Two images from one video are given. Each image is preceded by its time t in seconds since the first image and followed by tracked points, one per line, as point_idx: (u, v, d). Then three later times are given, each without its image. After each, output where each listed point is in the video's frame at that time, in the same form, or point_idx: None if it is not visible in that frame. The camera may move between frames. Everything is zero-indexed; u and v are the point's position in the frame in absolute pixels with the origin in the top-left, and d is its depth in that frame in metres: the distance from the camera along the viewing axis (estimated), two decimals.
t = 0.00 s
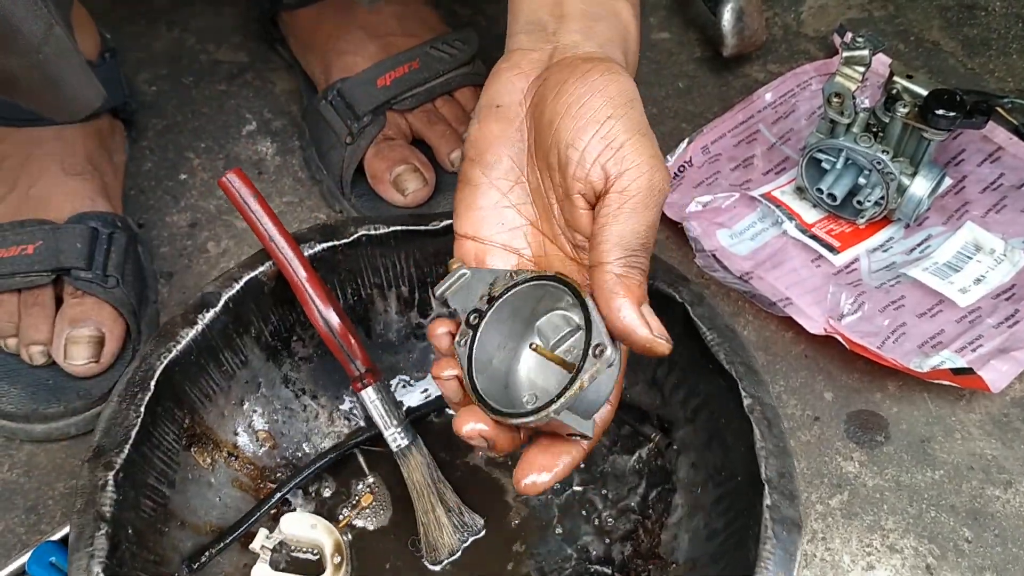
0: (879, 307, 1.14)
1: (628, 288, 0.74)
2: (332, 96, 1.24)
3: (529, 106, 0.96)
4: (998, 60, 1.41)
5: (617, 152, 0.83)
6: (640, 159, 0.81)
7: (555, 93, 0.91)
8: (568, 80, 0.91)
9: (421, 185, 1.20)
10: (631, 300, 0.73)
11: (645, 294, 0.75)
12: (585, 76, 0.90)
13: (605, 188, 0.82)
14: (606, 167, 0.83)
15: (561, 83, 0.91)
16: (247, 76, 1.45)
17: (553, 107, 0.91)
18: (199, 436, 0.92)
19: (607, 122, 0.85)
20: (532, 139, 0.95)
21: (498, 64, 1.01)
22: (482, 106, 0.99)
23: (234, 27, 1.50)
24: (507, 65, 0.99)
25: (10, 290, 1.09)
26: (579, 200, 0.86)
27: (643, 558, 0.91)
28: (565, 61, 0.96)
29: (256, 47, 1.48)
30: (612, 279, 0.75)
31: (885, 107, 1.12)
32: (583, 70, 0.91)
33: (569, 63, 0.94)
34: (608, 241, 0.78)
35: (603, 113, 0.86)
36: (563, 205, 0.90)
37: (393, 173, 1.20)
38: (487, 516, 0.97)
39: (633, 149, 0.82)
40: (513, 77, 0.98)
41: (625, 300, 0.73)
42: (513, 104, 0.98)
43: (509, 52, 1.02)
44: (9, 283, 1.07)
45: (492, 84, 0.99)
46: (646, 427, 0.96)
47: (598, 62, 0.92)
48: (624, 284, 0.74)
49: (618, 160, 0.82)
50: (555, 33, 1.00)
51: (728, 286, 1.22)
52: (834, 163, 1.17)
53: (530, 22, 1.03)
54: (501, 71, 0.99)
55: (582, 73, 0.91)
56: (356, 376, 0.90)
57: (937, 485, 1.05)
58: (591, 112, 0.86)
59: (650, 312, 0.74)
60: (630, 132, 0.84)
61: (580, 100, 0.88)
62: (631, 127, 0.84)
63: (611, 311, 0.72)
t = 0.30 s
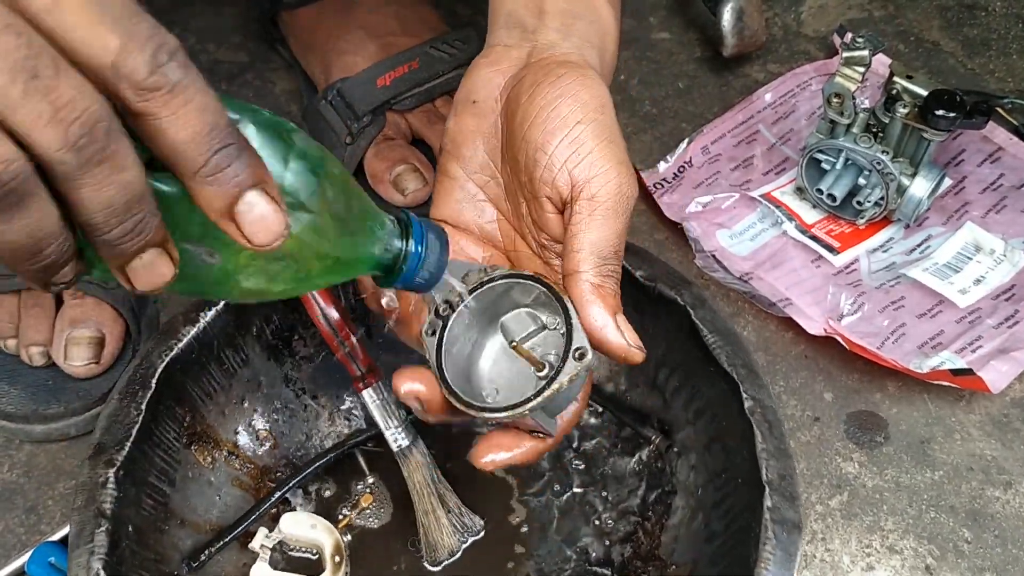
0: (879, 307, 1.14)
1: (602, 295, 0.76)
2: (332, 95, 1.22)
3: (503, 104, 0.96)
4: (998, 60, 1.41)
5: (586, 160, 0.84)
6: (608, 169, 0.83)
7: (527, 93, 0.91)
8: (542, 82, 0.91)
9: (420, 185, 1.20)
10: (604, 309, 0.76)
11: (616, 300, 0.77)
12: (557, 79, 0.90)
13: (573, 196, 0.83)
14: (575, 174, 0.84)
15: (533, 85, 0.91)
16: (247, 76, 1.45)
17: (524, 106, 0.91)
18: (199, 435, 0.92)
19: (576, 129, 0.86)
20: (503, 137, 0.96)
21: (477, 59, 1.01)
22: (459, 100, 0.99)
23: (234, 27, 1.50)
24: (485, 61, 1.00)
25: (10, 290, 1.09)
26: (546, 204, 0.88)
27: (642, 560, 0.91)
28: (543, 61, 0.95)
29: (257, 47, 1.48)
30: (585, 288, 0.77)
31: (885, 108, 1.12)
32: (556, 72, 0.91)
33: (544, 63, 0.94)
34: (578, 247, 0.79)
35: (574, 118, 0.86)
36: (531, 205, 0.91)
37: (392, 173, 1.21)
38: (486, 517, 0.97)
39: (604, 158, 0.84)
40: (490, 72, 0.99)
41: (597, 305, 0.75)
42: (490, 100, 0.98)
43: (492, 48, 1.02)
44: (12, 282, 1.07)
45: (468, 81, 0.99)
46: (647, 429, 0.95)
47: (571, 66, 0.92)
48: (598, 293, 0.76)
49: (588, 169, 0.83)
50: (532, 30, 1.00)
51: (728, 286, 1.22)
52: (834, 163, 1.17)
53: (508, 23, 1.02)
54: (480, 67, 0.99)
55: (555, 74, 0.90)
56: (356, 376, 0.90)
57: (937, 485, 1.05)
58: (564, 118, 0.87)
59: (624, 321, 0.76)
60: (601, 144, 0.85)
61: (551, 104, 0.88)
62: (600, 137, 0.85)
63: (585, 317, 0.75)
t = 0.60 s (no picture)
0: (879, 307, 1.14)
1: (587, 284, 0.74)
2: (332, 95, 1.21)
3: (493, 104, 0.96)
4: (999, 60, 1.41)
5: (578, 158, 0.84)
6: (599, 166, 0.82)
7: (516, 95, 0.91)
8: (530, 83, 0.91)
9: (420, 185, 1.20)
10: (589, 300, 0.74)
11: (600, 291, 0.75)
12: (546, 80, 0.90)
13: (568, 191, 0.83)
14: (569, 172, 0.83)
15: (520, 87, 0.92)
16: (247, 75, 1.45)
17: (514, 108, 0.91)
18: (199, 436, 0.92)
19: (568, 127, 0.85)
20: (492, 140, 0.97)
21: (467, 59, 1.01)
22: (449, 100, 1.00)
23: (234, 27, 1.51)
24: (473, 60, 1.00)
25: (10, 290, 1.09)
26: (540, 204, 0.88)
27: (642, 557, 0.90)
28: (531, 62, 0.95)
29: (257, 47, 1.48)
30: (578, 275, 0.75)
31: (885, 108, 1.12)
32: (545, 73, 0.91)
33: (531, 65, 0.94)
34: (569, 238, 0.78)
35: (565, 116, 0.86)
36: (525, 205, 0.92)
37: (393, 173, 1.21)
38: (486, 517, 0.97)
39: (598, 156, 0.83)
40: (478, 73, 0.98)
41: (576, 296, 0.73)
42: (479, 101, 0.98)
43: (483, 46, 1.02)
44: (10, 280, 1.08)
45: (457, 82, 0.99)
46: (646, 427, 0.95)
47: (559, 66, 0.92)
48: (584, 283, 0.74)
49: (582, 166, 0.83)
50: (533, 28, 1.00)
51: (728, 287, 1.22)
52: (834, 163, 1.17)
53: (503, 24, 1.02)
54: (467, 67, 0.99)
55: (546, 76, 0.91)
56: (354, 377, 0.90)
57: (937, 485, 1.05)
58: (554, 116, 0.86)
59: (594, 314, 0.73)
60: (593, 140, 0.84)
61: (539, 104, 0.88)
62: (591, 133, 0.85)
63: (563, 309, 0.73)
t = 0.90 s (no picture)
0: (880, 308, 1.14)
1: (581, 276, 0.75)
2: (333, 95, 1.22)
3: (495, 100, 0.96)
4: (1000, 60, 1.41)
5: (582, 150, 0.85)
6: (601, 162, 0.83)
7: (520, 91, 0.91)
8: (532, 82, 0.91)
9: (421, 184, 1.20)
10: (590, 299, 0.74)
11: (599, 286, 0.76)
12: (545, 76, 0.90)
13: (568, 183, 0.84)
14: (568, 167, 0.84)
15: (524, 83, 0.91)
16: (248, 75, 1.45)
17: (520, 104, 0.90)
18: (200, 437, 0.92)
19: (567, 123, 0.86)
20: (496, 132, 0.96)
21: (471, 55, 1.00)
22: (451, 95, 1.00)
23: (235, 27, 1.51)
24: (471, 58, 1.00)
25: (12, 290, 1.09)
26: (542, 199, 0.88)
27: (642, 555, 0.91)
28: (533, 57, 0.96)
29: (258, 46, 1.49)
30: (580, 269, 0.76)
31: (886, 108, 1.12)
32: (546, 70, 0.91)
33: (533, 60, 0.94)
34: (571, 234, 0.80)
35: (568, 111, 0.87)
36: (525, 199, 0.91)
37: (393, 172, 1.21)
38: (487, 518, 0.97)
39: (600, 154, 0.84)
40: (480, 68, 0.99)
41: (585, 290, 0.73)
42: (481, 96, 0.98)
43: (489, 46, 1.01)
44: (10, 281, 1.07)
45: (460, 76, 0.99)
46: (647, 426, 0.96)
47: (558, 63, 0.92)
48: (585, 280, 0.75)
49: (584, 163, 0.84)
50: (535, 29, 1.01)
51: (729, 287, 1.22)
52: (835, 164, 1.18)
53: (504, 27, 1.03)
54: (469, 63, 0.99)
55: (545, 70, 0.91)
56: (354, 376, 0.90)
57: (938, 486, 1.05)
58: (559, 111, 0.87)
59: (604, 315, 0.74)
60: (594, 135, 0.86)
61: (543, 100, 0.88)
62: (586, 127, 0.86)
63: (571, 309, 0.72)
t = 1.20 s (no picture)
0: (881, 307, 1.15)
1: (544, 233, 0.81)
2: (335, 95, 1.23)
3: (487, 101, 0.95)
4: (1000, 61, 1.41)
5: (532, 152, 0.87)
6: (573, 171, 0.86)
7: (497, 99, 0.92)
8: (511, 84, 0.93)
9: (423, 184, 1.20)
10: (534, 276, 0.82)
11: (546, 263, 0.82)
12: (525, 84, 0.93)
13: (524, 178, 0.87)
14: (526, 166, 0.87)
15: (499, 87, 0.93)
16: (250, 75, 1.45)
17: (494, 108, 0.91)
18: (201, 435, 0.92)
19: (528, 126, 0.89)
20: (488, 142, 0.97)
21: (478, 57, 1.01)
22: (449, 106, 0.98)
23: (237, 27, 1.51)
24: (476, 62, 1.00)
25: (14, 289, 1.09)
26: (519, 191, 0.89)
27: (644, 554, 0.90)
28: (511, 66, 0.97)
29: (260, 46, 1.49)
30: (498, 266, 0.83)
31: (887, 108, 1.12)
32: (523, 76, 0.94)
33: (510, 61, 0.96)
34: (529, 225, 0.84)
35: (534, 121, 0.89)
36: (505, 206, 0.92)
37: (395, 172, 1.21)
38: (488, 517, 0.97)
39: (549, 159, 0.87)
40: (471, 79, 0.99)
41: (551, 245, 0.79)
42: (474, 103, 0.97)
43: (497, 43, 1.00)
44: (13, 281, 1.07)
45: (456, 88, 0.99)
46: (647, 424, 0.96)
47: (541, 73, 0.94)
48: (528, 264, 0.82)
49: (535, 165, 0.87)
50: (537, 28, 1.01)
51: (730, 286, 1.22)
52: (837, 164, 1.18)
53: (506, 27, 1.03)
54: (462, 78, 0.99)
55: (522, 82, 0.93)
56: (357, 375, 0.89)
57: (939, 485, 1.06)
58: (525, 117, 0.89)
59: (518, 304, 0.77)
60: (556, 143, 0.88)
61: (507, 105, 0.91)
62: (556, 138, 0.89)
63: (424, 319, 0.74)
